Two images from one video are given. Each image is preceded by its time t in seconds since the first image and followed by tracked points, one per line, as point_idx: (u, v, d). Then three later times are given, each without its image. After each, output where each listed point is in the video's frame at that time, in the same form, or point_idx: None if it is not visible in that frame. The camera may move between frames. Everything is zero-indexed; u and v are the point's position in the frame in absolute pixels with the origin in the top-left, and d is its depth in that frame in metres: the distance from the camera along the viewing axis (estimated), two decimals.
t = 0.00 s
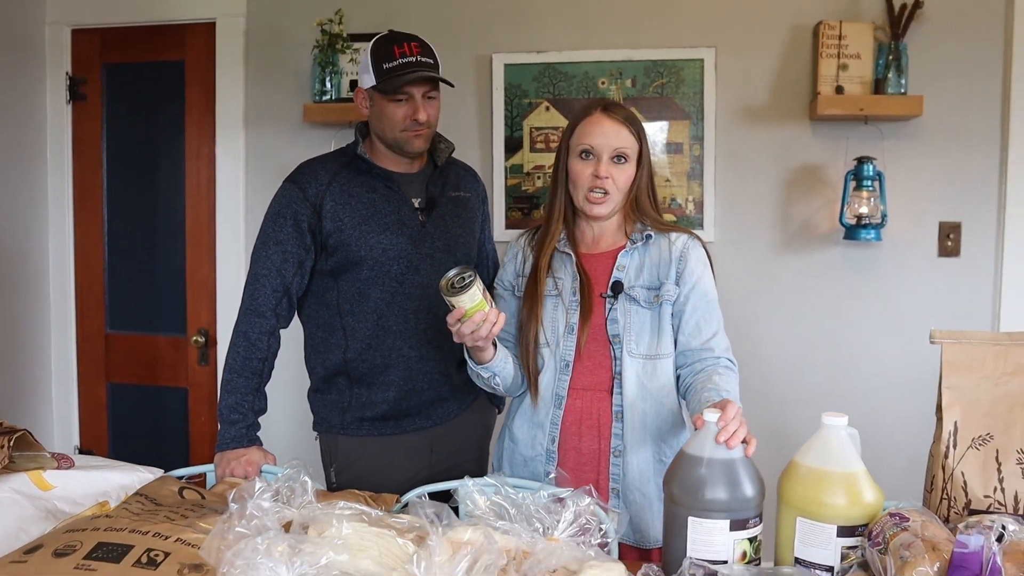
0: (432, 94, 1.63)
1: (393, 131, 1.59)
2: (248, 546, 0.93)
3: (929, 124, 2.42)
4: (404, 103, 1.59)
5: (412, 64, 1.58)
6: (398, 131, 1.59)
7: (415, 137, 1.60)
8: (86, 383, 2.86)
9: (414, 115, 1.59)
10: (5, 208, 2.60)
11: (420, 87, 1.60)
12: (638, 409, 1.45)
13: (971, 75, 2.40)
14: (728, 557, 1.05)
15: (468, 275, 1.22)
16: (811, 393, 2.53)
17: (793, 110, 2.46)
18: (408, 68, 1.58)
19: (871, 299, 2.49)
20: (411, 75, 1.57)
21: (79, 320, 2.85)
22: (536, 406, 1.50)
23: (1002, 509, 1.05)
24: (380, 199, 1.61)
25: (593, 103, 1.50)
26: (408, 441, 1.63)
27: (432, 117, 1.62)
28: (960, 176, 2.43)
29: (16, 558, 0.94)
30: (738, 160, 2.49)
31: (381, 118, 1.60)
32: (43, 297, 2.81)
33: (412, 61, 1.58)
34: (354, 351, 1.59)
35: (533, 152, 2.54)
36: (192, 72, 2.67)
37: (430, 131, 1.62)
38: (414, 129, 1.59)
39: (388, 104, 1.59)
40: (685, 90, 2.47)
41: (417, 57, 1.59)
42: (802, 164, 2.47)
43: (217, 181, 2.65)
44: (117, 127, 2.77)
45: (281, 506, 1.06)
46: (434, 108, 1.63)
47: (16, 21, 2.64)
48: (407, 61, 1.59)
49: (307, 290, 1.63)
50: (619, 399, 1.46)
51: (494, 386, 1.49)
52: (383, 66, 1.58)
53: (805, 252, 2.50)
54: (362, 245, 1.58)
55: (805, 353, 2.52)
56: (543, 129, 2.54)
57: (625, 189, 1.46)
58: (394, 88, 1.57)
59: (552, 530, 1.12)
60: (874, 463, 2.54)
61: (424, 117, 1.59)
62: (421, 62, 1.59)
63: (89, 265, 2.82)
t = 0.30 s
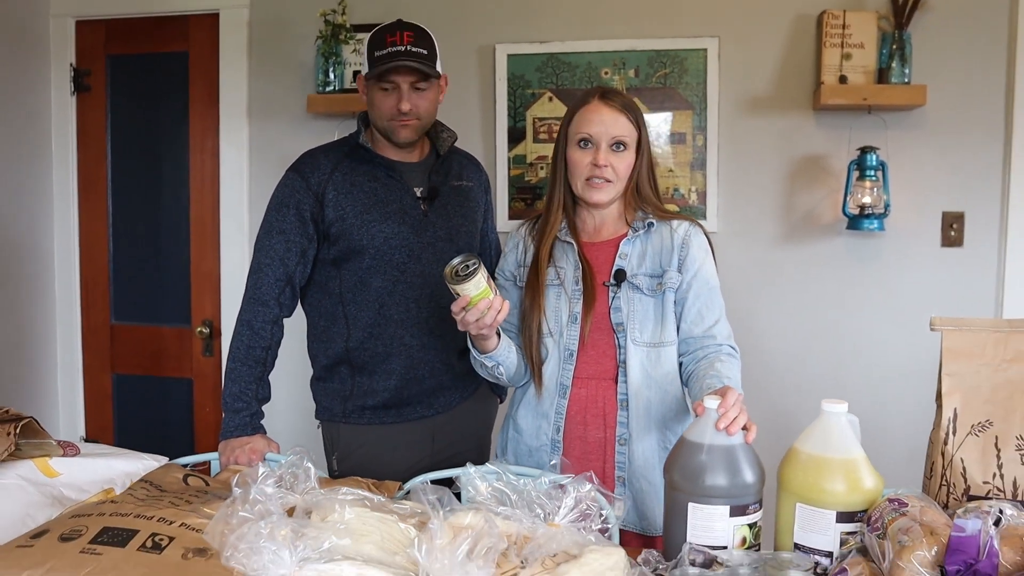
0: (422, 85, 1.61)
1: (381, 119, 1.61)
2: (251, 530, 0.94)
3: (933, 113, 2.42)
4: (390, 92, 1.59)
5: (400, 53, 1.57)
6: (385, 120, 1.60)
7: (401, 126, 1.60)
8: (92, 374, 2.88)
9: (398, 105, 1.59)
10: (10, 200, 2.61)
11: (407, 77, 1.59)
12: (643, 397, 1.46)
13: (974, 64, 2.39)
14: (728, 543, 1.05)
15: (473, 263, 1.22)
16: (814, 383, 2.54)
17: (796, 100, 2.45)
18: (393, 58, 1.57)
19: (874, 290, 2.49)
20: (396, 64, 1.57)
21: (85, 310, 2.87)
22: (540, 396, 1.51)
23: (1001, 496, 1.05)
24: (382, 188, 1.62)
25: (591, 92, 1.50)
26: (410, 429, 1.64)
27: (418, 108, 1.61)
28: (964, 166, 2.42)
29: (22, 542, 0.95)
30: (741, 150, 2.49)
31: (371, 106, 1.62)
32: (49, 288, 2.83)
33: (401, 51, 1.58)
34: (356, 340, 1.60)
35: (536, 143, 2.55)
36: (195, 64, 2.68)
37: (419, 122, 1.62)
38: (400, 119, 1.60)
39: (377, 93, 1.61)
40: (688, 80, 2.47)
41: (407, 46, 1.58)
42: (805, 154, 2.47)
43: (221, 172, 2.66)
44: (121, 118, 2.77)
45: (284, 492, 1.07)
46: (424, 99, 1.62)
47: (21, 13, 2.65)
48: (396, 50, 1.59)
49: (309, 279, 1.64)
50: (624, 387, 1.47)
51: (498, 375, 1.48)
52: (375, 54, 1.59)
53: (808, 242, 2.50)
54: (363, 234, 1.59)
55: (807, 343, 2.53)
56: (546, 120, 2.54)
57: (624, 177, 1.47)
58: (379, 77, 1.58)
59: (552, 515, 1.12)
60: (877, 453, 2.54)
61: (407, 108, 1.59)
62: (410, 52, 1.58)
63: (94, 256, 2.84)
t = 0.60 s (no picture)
0: (400, 83, 1.60)
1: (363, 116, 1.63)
2: (251, 523, 0.94)
3: (931, 106, 2.42)
4: (369, 89, 1.60)
5: (376, 51, 1.57)
6: (365, 117, 1.62)
7: (379, 124, 1.61)
8: (94, 372, 2.89)
9: (373, 103, 1.60)
10: (11, 198, 2.62)
11: (383, 75, 1.59)
12: (651, 391, 1.46)
13: (973, 58, 2.39)
14: (726, 534, 1.05)
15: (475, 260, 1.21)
16: (813, 376, 2.54)
17: (795, 94, 2.45)
18: (368, 56, 1.57)
19: (873, 283, 2.49)
20: (369, 62, 1.57)
21: (86, 308, 2.88)
22: (546, 393, 1.52)
23: (998, 486, 1.05)
24: (379, 185, 1.63)
25: (585, 85, 1.50)
26: (408, 424, 1.65)
27: (394, 106, 1.60)
28: (962, 159, 2.42)
29: (24, 537, 0.96)
30: (740, 144, 2.49)
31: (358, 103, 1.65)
32: (50, 286, 2.84)
33: (378, 49, 1.58)
34: (355, 336, 1.61)
35: (535, 139, 2.55)
36: (195, 62, 2.68)
37: (399, 120, 1.62)
38: (377, 117, 1.60)
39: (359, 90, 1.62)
40: (687, 74, 2.47)
41: (385, 44, 1.58)
42: (803, 147, 2.47)
43: (221, 170, 2.67)
44: (121, 117, 2.78)
45: (284, 486, 1.08)
46: (401, 97, 1.61)
47: (21, 13, 2.65)
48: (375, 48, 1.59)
49: (307, 276, 1.65)
50: (631, 383, 1.47)
51: (502, 373, 1.49)
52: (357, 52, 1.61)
53: (807, 236, 2.50)
54: (361, 230, 1.60)
55: (806, 337, 2.53)
56: (544, 116, 2.54)
57: (622, 171, 1.47)
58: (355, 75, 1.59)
59: (552, 508, 1.13)
60: (876, 446, 2.55)
61: (380, 106, 1.59)
62: (387, 50, 1.57)
63: (95, 255, 2.85)
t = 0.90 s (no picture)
0: (388, 83, 1.61)
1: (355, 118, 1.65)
2: (250, 521, 0.95)
3: (928, 103, 2.42)
4: (359, 90, 1.63)
5: (365, 52, 1.60)
6: (357, 118, 1.64)
7: (371, 124, 1.62)
8: (95, 371, 2.90)
9: (363, 104, 1.62)
10: (10, 198, 2.62)
11: (372, 75, 1.60)
12: (658, 390, 1.47)
13: (970, 54, 2.39)
14: (724, 530, 1.05)
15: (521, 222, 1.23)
16: (811, 373, 2.55)
17: (793, 90, 2.46)
18: (357, 57, 1.60)
19: (871, 279, 2.49)
20: (357, 63, 1.59)
21: (86, 307, 2.88)
22: (549, 392, 1.52)
23: (994, 481, 1.06)
24: (378, 184, 1.63)
25: (587, 83, 1.50)
26: (408, 422, 1.66)
27: (384, 106, 1.61)
28: (960, 155, 2.42)
29: (25, 534, 0.97)
30: (739, 141, 2.50)
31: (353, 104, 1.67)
32: (51, 285, 2.85)
33: (366, 50, 1.60)
34: (354, 333, 1.62)
35: (533, 136, 2.55)
36: (193, 61, 2.69)
37: (390, 120, 1.63)
38: (368, 117, 1.62)
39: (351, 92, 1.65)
40: (685, 72, 2.48)
41: (373, 45, 1.60)
42: (801, 144, 2.47)
43: (220, 169, 2.68)
44: (120, 115, 2.79)
45: (283, 484, 1.08)
46: (391, 96, 1.62)
47: (19, 12, 2.66)
48: (363, 49, 1.61)
49: (306, 274, 1.65)
50: (639, 383, 1.48)
51: (506, 359, 1.47)
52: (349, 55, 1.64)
53: (805, 233, 2.50)
54: (359, 228, 1.60)
55: (805, 333, 2.54)
56: (543, 113, 2.54)
57: (626, 168, 1.47)
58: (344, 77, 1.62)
59: (549, 504, 1.13)
60: (874, 443, 2.55)
61: (369, 106, 1.61)
62: (374, 51, 1.60)
63: (95, 254, 2.86)
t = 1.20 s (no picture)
0: (412, 83, 1.64)
1: (374, 120, 1.64)
2: (246, 523, 0.95)
3: (925, 105, 2.43)
4: (380, 93, 1.62)
5: (389, 55, 1.60)
6: (377, 121, 1.63)
7: (394, 127, 1.63)
8: (94, 373, 2.91)
9: (389, 106, 1.62)
10: (10, 200, 2.63)
11: (396, 77, 1.62)
12: (655, 389, 1.47)
13: (967, 56, 2.40)
14: (719, 531, 1.05)
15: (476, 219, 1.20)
16: (809, 374, 2.56)
17: (791, 92, 2.46)
18: (382, 60, 1.60)
19: (869, 281, 2.50)
20: (386, 66, 1.59)
21: (86, 309, 2.89)
22: (545, 392, 1.52)
23: (987, 482, 1.07)
24: (375, 186, 1.64)
25: (586, 85, 1.51)
26: (406, 423, 1.66)
27: (410, 107, 1.64)
28: (957, 157, 2.43)
29: (24, 536, 0.97)
30: (737, 143, 2.50)
31: (361, 106, 1.65)
32: (50, 288, 2.85)
33: (388, 52, 1.60)
34: (352, 335, 1.62)
35: (531, 138, 2.56)
36: (192, 63, 2.69)
37: (412, 121, 1.65)
38: (392, 119, 1.63)
39: (367, 95, 1.63)
40: (682, 74, 2.48)
41: (394, 47, 1.61)
42: (799, 146, 2.48)
43: (219, 171, 2.68)
44: (119, 118, 2.79)
45: (281, 485, 1.09)
46: (413, 97, 1.65)
47: (18, 15, 2.66)
48: (383, 51, 1.61)
49: (304, 276, 1.66)
50: (635, 382, 1.48)
51: (495, 352, 1.46)
52: (361, 56, 1.62)
53: (803, 235, 2.51)
54: (357, 230, 1.61)
55: (803, 335, 2.54)
56: (541, 115, 2.55)
57: (626, 168, 1.48)
58: (367, 80, 1.61)
59: (545, 506, 1.14)
60: (872, 443, 2.56)
61: (398, 108, 1.62)
62: (397, 52, 1.61)
63: (95, 256, 2.87)
